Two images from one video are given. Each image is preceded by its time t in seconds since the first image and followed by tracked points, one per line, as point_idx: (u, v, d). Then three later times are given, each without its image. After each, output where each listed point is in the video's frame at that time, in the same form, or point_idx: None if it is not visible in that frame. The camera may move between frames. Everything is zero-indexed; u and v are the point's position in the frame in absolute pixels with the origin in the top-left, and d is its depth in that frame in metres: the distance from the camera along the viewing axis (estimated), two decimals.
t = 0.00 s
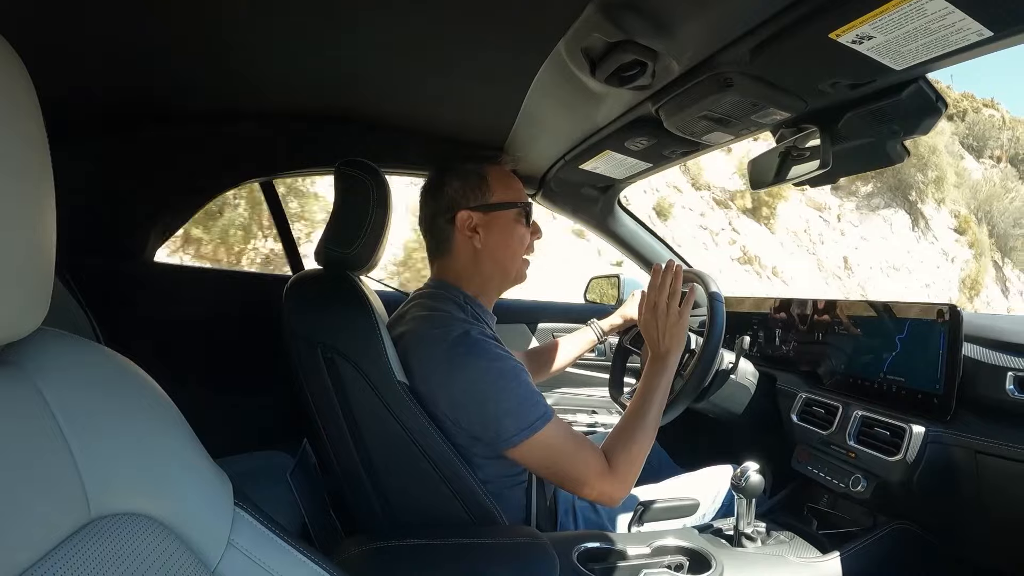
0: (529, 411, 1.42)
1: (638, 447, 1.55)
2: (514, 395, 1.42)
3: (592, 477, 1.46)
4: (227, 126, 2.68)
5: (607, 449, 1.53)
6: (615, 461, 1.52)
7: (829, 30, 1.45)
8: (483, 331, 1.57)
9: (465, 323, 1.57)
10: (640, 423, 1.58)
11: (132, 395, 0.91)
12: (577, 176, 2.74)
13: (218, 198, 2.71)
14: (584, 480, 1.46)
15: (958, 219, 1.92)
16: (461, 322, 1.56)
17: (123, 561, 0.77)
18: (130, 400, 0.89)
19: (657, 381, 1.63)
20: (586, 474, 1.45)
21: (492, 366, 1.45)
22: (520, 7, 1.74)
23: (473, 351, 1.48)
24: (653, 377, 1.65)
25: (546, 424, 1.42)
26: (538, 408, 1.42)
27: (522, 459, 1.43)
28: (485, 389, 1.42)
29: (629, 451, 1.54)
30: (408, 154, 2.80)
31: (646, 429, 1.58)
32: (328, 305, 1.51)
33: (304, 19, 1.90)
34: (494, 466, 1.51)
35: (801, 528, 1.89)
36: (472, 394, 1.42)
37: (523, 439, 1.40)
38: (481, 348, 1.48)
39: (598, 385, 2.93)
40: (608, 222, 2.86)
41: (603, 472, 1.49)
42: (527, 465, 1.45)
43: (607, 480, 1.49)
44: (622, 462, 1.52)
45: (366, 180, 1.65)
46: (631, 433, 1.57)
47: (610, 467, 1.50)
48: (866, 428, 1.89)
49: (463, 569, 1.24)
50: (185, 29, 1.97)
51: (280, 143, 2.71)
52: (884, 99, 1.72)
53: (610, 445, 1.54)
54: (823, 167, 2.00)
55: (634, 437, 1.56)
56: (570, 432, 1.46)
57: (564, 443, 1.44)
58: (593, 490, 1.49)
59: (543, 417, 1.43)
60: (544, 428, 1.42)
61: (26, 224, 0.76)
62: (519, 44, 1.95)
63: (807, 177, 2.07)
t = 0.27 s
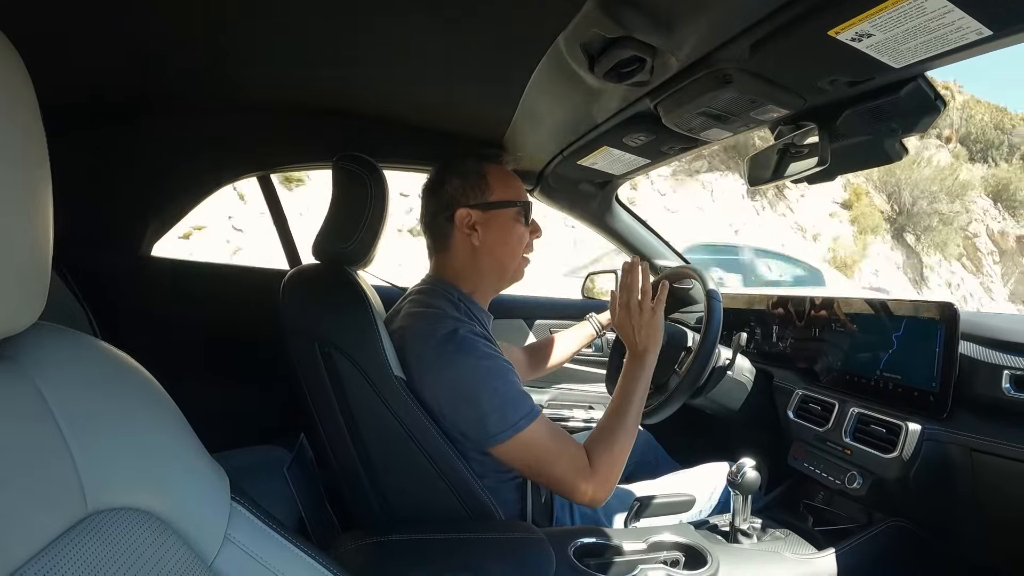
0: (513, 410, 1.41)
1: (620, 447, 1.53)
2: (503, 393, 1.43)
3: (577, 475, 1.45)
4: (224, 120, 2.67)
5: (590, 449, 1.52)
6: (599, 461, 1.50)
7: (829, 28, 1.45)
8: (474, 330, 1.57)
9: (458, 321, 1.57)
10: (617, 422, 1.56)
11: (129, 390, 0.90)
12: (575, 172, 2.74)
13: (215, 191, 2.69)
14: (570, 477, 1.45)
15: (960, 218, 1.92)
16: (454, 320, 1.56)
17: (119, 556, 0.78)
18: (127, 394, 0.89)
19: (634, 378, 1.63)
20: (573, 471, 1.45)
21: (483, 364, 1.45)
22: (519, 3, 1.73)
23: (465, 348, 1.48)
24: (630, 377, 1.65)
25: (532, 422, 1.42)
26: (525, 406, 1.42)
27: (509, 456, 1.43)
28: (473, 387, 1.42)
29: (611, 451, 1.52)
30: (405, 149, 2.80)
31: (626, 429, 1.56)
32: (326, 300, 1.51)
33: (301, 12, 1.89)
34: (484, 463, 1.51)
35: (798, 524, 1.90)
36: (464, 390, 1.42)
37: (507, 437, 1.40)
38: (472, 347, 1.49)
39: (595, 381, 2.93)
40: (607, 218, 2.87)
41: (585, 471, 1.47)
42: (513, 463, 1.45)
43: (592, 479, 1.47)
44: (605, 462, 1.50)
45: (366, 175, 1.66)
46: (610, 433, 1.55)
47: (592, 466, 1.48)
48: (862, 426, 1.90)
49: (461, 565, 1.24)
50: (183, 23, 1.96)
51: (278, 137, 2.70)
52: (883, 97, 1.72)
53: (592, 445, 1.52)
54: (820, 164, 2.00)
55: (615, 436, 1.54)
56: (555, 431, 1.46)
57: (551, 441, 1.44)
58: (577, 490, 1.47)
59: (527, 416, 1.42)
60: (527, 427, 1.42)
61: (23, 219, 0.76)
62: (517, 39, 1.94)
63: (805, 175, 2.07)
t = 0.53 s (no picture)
0: (508, 403, 1.42)
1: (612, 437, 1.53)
2: (499, 386, 1.43)
3: (572, 467, 1.46)
4: (224, 113, 2.66)
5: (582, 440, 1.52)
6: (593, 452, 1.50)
7: (830, 25, 1.45)
8: (471, 323, 1.57)
9: (454, 314, 1.57)
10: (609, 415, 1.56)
11: (128, 383, 0.91)
12: (576, 167, 2.74)
13: (215, 184, 2.68)
14: (565, 470, 1.46)
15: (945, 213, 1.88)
16: (451, 312, 1.57)
17: (119, 549, 0.78)
18: (126, 388, 0.89)
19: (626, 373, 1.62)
20: (569, 463, 1.46)
21: (479, 357, 1.46)
22: None
23: (461, 341, 1.48)
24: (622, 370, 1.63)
25: (526, 416, 1.43)
26: (520, 398, 1.43)
27: (505, 449, 1.43)
28: (469, 379, 1.43)
29: (604, 442, 1.52)
30: (406, 142, 2.79)
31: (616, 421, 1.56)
32: (325, 293, 1.51)
33: (301, 6, 1.89)
34: (481, 456, 1.52)
35: (795, 520, 1.91)
36: (461, 383, 1.43)
37: (501, 430, 1.41)
38: (468, 339, 1.49)
39: (595, 376, 2.94)
40: (606, 214, 2.86)
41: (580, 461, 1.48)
42: (508, 456, 1.45)
43: (587, 471, 1.48)
44: (598, 452, 1.50)
45: (365, 169, 1.65)
46: (601, 426, 1.55)
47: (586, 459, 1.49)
48: (860, 423, 1.90)
49: (459, 559, 1.24)
50: (182, 16, 1.96)
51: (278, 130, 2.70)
52: (884, 94, 1.71)
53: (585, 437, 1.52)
54: (821, 161, 2.00)
55: (607, 429, 1.54)
56: (550, 423, 1.47)
57: (546, 433, 1.45)
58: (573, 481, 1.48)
59: (522, 408, 1.43)
60: (522, 419, 1.42)
61: (25, 213, 0.76)
62: (518, 34, 1.94)
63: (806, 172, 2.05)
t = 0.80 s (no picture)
0: (509, 411, 1.42)
1: (614, 442, 1.54)
2: (500, 395, 1.43)
3: (571, 476, 1.46)
4: (225, 115, 2.67)
5: (582, 448, 1.53)
6: (591, 459, 1.51)
7: (830, 24, 1.45)
8: (474, 329, 1.57)
9: (456, 320, 1.57)
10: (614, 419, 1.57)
11: (130, 386, 0.91)
12: (576, 167, 2.74)
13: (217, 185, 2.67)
14: (564, 478, 1.46)
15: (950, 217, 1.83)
16: (453, 318, 1.56)
17: (122, 551, 0.78)
18: (128, 390, 0.90)
19: (634, 378, 1.63)
20: (568, 472, 1.46)
21: (481, 364, 1.45)
22: None
23: (463, 347, 1.47)
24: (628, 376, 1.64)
25: (526, 425, 1.43)
26: (521, 408, 1.43)
27: (505, 457, 1.43)
28: (470, 385, 1.42)
29: (606, 450, 1.53)
30: (407, 144, 2.79)
31: (622, 424, 1.57)
32: (326, 296, 1.51)
33: (302, 8, 1.89)
34: (482, 461, 1.52)
35: (797, 520, 1.90)
36: (461, 389, 1.42)
37: (501, 439, 1.40)
38: (469, 345, 1.49)
39: (596, 376, 2.93)
40: (607, 213, 2.86)
41: (577, 469, 1.48)
42: (507, 464, 1.46)
43: (585, 479, 1.48)
44: (597, 460, 1.51)
45: (368, 171, 1.65)
46: (605, 429, 1.55)
47: (584, 467, 1.49)
48: (862, 421, 1.90)
49: (461, 560, 1.24)
50: (183, 19, 1.96)
51: (279, 132, 2.70)
52: (885, 92, 1.71)
53: (585, 444, 1.53)
54: (824, 160, 1.99)
55: (612, 436, 1.55)
56: (550, 432, 1.47)
57: (546, 442, 1.45)
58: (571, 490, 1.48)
59: (522, 418, 1.43)
60: (523, 429, 1.42)
61: (26, 216, 0.76)
62: (519, 34, 1.94)
63: (807, 171, 2.04)
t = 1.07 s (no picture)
0: (508, 412, 1.41)
1: (615, 443, 1.53)
2: (500, 395, 1.42)
3: (572, 477, 1.46)
4: (226, 117, 2.67)
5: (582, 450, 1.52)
6: (592, 460, 1.50)
7: (830, 25, 1.45)
8: (473, 329, 1.57)
9: (455, 319, 1.56)
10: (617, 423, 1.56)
11: (129, 388, 0.90)
12: (575, 169, 2.74)
13: (218, 187, 2.69)
14: (564, 479, 1.45)
15: (957, 220, 1.82)
16: (452, 318, 1.56)
17: (121, 552, 0.78)
18: (127, 391, 0.89)
19: (636, 380, 1.62)
20: (568, 472, 1.46)
21: (480, 365, 1.45)
22: None
23: (462, 348, 1.47)
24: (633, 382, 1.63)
25: (526, 426, 1.42)
26: (520, 408, 1.42)
27: (505, 458, 1.43)
28: (469, 387, 1.42)
29: (607, 452, 1.52)
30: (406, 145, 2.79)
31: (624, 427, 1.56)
32: (327, 297, 1.51)
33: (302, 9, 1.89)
34: (482, 462, 1.52)
35: (797, 521, 1.90)
36: (461, 390, 1.42)
37: (500, 440, 1.40)
38: (469, 346, 1.48)
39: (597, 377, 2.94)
40: (607, 214, 2.88)
41: (578, 470, 1.47)
42: (507, 466, 1.45)
43: (586, 480, 1.48)
44: (597, 461, 1.50)
45: (368, 172, 1.65)
46: (607, 433, 1.55)
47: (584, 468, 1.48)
48: (863, 423, 1.89)
49: (461, 561, 1.24)
50: (183, 19, 1.96)
51: (279, 134, 2.70)
52: (885, 94, 1.71)
53: (585, 445, 1.53)
54: (822, 161, 1.99)
55: (612, 437, 1.54)
56: (550, 433, 1.47)
57: (546, 442, 1.45)
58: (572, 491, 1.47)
59: (522, 418, 1.42)
60: (523, 429, 1.42)
61: (26, 217, 0.76)
62: (519, 35, 1.94)
63: (806, 172, 2.05)
